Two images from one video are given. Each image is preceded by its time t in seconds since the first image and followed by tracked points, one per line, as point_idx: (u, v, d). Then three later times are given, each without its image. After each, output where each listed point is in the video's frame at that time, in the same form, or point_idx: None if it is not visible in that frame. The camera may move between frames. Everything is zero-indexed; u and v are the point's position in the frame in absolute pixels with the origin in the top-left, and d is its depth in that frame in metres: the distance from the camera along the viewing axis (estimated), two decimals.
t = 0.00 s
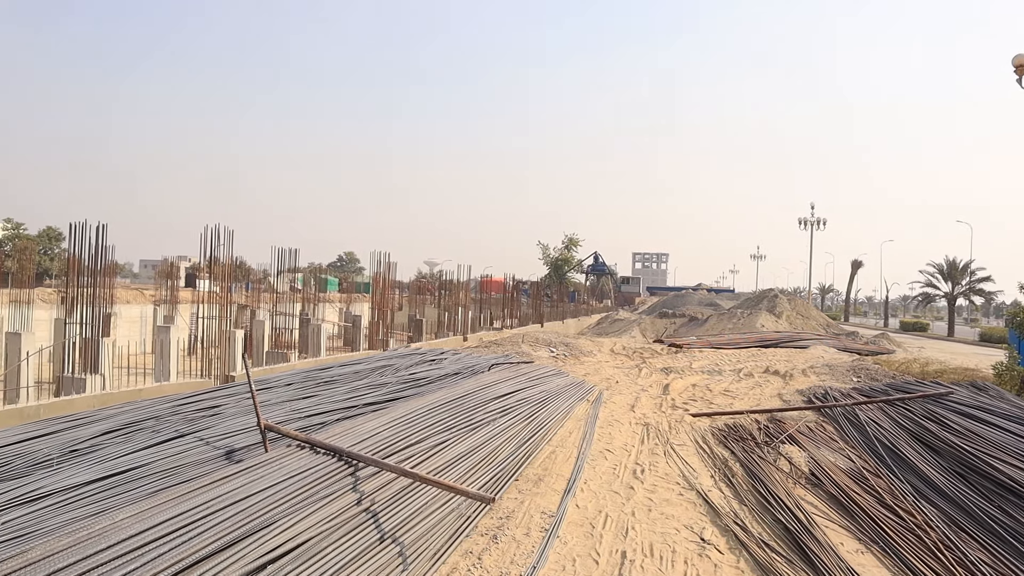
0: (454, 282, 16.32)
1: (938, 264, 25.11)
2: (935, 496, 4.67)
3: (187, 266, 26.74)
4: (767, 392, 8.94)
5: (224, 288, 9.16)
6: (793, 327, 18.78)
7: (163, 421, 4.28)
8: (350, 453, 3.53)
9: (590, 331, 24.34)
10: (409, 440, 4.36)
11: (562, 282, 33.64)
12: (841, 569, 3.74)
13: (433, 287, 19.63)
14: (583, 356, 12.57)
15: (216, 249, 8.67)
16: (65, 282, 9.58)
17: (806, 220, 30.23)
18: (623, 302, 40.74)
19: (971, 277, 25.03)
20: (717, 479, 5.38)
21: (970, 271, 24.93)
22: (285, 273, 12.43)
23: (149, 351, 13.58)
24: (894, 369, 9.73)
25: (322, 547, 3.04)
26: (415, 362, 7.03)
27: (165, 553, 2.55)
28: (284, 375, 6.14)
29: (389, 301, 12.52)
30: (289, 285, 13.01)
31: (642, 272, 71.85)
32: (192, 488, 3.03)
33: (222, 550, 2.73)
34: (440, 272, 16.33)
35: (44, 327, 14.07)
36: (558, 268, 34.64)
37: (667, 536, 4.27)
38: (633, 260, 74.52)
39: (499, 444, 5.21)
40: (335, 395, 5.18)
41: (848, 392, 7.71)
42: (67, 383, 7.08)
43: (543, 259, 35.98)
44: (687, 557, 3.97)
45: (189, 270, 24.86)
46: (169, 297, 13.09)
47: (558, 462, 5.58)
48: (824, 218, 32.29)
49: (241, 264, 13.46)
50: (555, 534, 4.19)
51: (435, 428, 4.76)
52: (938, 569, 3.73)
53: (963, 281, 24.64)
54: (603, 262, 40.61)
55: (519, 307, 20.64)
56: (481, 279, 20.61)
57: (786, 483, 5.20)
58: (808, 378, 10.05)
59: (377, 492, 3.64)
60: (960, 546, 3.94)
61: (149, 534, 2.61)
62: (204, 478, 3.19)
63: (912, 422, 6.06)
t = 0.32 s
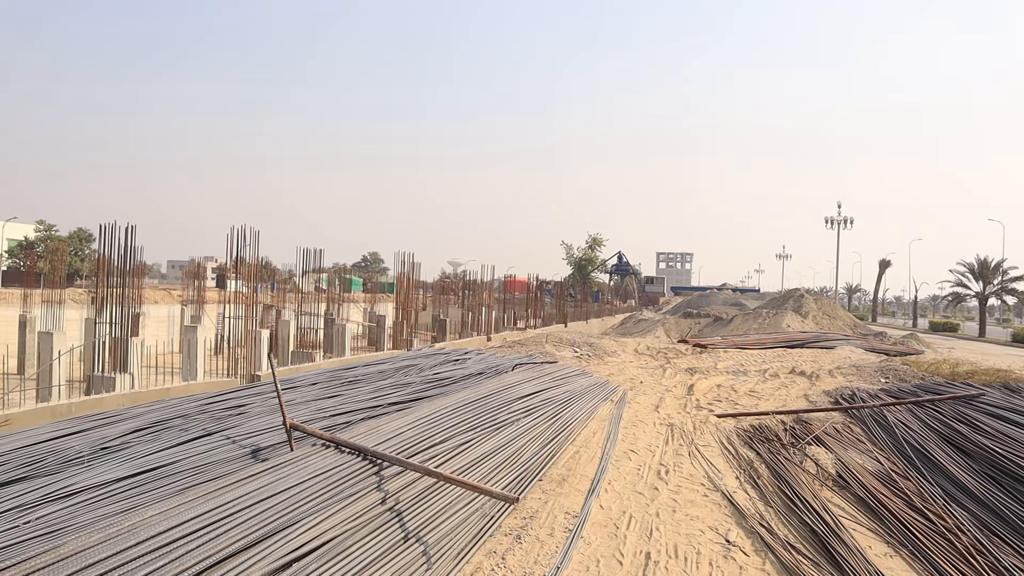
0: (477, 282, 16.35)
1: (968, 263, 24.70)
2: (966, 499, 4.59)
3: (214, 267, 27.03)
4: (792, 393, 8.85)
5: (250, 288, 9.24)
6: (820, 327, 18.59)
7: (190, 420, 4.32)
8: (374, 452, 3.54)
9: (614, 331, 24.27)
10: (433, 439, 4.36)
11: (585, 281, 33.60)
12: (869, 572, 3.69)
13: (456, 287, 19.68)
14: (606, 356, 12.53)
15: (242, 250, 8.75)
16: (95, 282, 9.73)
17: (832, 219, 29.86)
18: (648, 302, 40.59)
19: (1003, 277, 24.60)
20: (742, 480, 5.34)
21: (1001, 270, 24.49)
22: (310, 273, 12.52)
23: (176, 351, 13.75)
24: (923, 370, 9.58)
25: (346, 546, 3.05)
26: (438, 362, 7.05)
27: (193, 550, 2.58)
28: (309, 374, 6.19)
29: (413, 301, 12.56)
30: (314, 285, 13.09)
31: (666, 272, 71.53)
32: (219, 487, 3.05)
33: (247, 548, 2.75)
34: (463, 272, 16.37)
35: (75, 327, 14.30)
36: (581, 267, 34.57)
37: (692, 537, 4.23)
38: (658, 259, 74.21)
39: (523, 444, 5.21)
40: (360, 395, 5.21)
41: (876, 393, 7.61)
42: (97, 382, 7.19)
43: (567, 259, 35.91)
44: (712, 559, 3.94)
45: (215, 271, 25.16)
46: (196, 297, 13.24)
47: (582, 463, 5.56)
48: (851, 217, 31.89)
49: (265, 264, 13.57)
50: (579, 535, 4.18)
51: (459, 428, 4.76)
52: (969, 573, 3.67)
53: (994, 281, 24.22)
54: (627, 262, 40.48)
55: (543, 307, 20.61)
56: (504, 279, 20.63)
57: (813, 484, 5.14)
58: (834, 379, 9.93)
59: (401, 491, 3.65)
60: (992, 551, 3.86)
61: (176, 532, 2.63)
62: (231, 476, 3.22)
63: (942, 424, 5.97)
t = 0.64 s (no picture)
0: (499, 282, 16.37)
1: (998, 262, 24.33)
2: (995, 503, 4.52)
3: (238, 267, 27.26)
4: (817, 394, 8.76)
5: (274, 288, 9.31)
6: (844, 327, 18.42)
7: (215, 419, 4.36)
8: (396, 451, 3.55)
9: (637, 331, 24.19)
10: (455, 439, 4.37)
11: (608, 281, 33.52)
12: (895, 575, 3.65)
13: (478, 287, 19.72)
14: (628, 356, 12.49)
15: (266, 250, 8.82)
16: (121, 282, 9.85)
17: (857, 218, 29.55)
18: (670, 302, 40.41)
19: None
20: (766, 481, 5.30)
21: None
22: (332, 274, 12.59)
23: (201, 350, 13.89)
24: (951, 370, 9.45)
25: (370, 545, 3.06)
26: (460, 362, 7.05)
27: (218, 547, 2.60)
28: (332, 373, 6.22)
29: (435, 301, 12.58)
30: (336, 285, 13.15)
31: (688, 272, 71.20)
32: (243, 485, 3.08)
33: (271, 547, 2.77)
34: (485, 272, 16.39)
35: (103, 327, 14.47)
36: (603, 267, 34.47)
37: (715, 539, 4.21)
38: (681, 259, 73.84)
39: (545, 444, 5.20)
40: (382, 394, 5.23)
41: (902, 394, 7.52)
42: (124, 381, 7.28)
43: (588, 259, 35.83)
44: (736, 561, 3.91)
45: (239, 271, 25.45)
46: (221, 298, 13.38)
47: (604, 463, 5.55)
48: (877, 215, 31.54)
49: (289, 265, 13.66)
50: (600, 535, 4.17)
51: (481, 428, 4.77)
52: None
53: None
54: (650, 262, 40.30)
55: (565, 307, 20.57)
56: (526, 279, 20.65)
57: (838, 486, 5.09)
58: (860, 379, 9.83)
59: (424, 491, 3.66)
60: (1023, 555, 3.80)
61: (202, 529, 2.66)
62: (256, 475, 3.25)
63: (971, 426, 5.88)
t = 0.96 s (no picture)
0: (521, 282, 16.37)
1: None
2: None
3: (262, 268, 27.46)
4: (842, 395, 8.67)
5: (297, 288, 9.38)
6: (869, 327, 18.22)
7: (240, 418, 4.40)
8: (418, 451, 3.56)
9: (659, 331, 24.09)
10: (477, 439, 4.37)
11: (629, 281, 33.43)
12: None
13: (500, 287, 19.76)
14: (651, 356, 12.44)
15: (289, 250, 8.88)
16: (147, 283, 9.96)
17: (880, 216, 29.23)
18: (693, 302, 40.21)
19: None
20: (790, 483, 5.25)
21: None
22: (354, 274, 12.66)
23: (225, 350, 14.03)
24: (979, 371, 9.30)
25: (392, 544, 3.07)
26: (482, 362, 7.05)
27: (242, 545, 2.62)
28: (354, 373, 6.25)
29: (456, 301, 12.61)
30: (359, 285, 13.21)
31: (711, 272, 70.80)
32: (268, 484, 3.10)
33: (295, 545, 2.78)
34: (507, 272, 16.40)
35: (129, 327, 14.65)
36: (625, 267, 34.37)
37: (739, 540, 4.17)
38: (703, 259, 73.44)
39: (567, 444, 5.20)
40: (405, 394, 5.25)
41: (929, 396, 7.42)
42: (150, 380, 7.37)
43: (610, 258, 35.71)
44: (759, 563, 3.87)
45: (263, 271, 25.67)
46: (244, 298, 13.50)
47: (627, 464, 5.52)
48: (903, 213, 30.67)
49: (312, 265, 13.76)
50: (622, 536, 4.15)
51: (504, 428, 4.77)
52: None
53: None
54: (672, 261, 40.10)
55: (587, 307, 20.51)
56: (547, 278, 20.66)
57: (863, 488, 5.03)
58: (885, 380, 9.71)
59: (446, 490, 3.66)
60: None
61: (227, 527, 2.69)
62: (280, 474, 3.27)
63: (1000, 428, 5.79)
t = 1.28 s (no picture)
0: (543, 282, 16.37)
1: None
2: None
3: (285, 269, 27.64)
4: (867, 395, 8.58)
5: (320, 288, 9.44)
6: (895, 327, 18.05)
7: (263, 417, 4.43)
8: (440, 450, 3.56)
9: (682, 330, 24.00)
10: (499, 439, 4.37)
11: (652, 281, 33.33)
12: None
13: (521, 287, 19.77)
14: (673, 357, 12.39)
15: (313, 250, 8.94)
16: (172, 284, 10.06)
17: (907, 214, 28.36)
18: (715, 301, 40.02)
19: None
20: (814, 485, 5.19)
21: None
22: (377, 275, 12.73)
23: (249, 350, 14.16)
24: (1008, 373, 9.18)
25: (415, 543, 3.07)
26: (504, 362, 7.05)
27: (266, 543, 2.64)
28: (376, 372, 6.27)
29: (478, 302, 12.62)
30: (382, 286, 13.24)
31: (733, 272, 70.40)
32: (291, 483, 3.12)
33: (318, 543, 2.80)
34: (528, 272, 16.41)
35: (155, 327, 14.82)
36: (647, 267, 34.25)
37: (762, 542, 4.14)
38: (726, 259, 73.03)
39: (589, 445, 5.18)
40: (427, 394, 5.25)
41: (957, 397, 7.33)
42: (176, 380, 7.43)
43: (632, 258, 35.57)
44: (784, 565, 3.84)
45: (287, 271, 25.91)
46: (268, 298, 13.62)
47: (649, 464, 5.49)
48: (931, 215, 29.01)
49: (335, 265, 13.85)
50: (645, 537, 4.13)
51: (526, 428, 4.77)
52: None
53: None
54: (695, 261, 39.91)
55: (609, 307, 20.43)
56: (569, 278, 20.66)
57: (889, 491, 4.96)
58: (912, 381, 9.60)
59: (468, 490, 3.66)
60: None
61: (251, 525, 2.71)
62: (303, 472, 3.29)
63: None
